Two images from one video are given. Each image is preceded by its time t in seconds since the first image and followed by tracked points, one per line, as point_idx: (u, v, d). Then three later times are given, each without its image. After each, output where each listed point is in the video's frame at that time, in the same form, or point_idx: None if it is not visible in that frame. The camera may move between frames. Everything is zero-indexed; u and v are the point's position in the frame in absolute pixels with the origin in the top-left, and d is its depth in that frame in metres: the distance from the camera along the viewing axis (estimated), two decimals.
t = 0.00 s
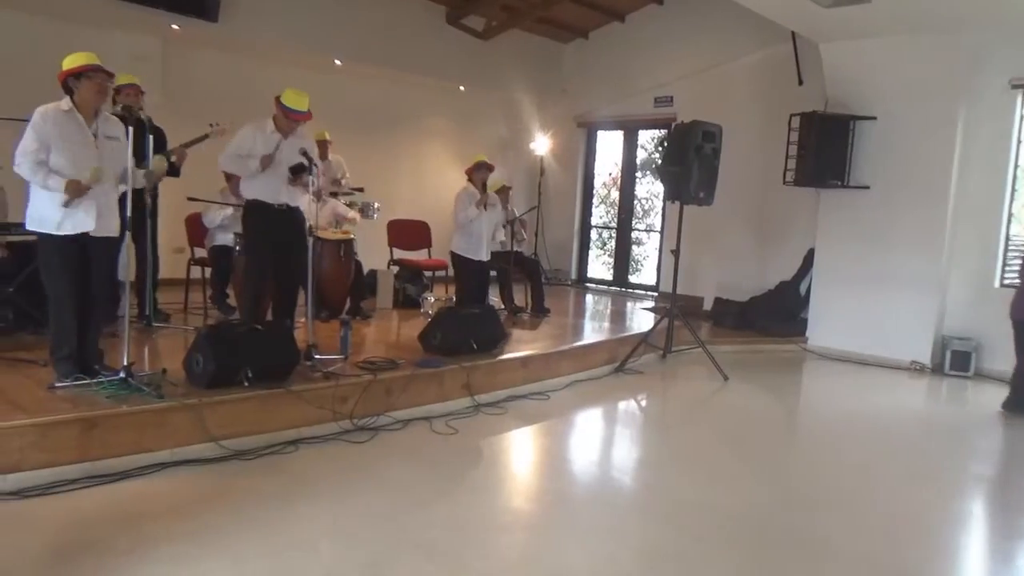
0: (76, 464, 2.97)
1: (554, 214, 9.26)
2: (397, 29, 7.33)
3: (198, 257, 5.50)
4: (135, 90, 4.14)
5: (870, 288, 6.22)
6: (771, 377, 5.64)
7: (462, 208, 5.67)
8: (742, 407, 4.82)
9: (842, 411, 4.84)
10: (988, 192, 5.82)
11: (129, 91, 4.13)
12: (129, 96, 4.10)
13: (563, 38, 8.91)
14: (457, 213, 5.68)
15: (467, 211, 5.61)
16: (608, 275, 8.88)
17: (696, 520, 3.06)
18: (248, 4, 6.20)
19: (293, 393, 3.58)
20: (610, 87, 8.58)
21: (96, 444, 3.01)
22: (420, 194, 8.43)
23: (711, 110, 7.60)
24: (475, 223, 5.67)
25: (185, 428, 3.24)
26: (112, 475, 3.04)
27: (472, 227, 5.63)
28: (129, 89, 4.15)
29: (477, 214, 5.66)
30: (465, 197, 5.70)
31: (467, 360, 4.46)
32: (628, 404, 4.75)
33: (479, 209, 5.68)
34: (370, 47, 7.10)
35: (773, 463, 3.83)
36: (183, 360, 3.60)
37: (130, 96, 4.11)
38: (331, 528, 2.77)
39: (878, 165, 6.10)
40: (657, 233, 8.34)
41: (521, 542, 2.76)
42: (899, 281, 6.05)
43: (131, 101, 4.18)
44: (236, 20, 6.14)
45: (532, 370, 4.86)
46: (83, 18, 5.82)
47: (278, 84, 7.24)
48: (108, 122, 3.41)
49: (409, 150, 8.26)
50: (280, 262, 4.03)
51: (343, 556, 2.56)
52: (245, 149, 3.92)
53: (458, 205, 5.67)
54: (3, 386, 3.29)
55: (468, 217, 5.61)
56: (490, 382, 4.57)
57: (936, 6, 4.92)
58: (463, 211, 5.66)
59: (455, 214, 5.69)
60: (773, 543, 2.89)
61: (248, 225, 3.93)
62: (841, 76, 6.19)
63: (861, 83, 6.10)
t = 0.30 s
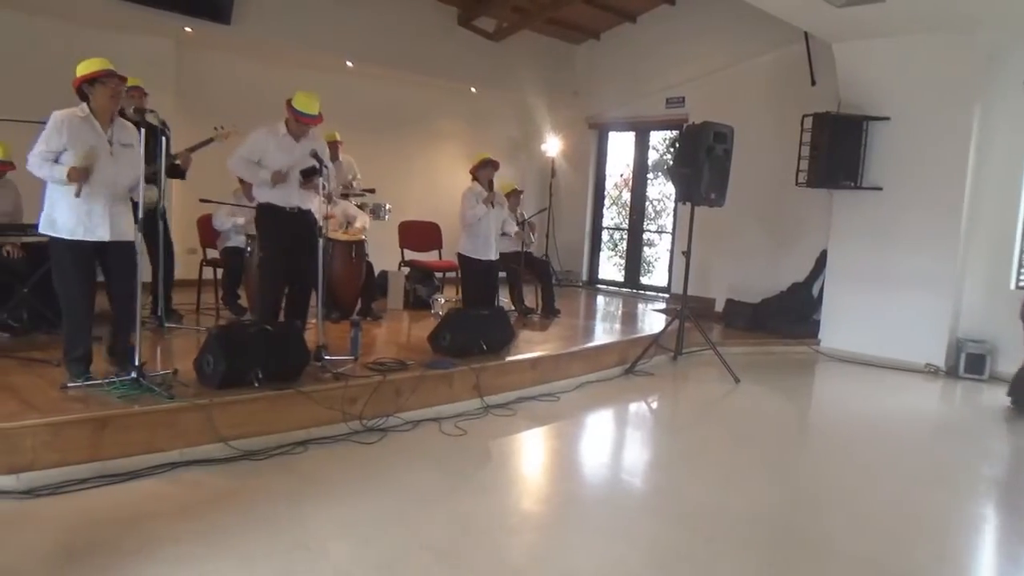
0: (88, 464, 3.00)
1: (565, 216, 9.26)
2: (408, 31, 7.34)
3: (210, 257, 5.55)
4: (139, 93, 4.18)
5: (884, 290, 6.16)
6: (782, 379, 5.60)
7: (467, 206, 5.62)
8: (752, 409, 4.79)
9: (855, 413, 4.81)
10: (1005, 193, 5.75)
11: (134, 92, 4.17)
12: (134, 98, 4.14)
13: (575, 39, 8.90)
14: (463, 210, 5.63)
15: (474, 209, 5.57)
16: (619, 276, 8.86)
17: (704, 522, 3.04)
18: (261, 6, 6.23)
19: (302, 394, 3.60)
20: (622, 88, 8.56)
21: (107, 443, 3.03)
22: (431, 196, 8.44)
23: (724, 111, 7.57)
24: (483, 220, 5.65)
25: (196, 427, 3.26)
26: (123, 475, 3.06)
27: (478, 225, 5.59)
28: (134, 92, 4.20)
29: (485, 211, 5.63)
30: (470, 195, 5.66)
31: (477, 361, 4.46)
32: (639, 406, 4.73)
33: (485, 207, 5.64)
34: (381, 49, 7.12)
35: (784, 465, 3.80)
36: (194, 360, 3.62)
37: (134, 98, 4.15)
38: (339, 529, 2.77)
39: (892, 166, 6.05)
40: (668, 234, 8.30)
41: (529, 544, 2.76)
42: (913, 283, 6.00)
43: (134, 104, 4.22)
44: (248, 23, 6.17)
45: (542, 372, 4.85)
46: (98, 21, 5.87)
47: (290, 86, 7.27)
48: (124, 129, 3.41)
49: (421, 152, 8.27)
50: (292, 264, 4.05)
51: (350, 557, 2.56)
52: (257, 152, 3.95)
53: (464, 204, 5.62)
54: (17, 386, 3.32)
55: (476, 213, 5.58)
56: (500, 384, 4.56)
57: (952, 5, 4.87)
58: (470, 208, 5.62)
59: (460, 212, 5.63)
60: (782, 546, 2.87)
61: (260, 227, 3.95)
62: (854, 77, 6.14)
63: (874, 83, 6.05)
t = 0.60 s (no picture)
0: (98, 464, 3.02)
1: (577, 218, 9.25)
2: (419, 33, 7.36)
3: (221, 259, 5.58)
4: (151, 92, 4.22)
5: (897, 294, 6.11)
6: (794, 383, 5.56)
7: (478, 211, 5.61)
8: (763, 413, 4.76)
9: (870, 419, 4.76)
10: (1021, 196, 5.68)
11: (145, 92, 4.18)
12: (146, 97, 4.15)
13: (587, 41, 8.89)
14: (473, 216, 5.63)
15: (485, 214, 5.56)
16: (630, 279, 8.83)
17: (713, 527, 3.02)
18: (273, 9, 6.26)
19: (312, 395, 3.61)
20: (634, 90, 8.53)
21: (117, 443, 3.05)
22: (442, 198, 8.46)
23: (736, 113, 7.54)
24: (493, 226, 5.62)
25: (205, 428, 3.28)
26: (133, 474, 3.08)
27: (489, 230, 5.58)
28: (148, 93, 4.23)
29: (495, 218, 5.61)
30: (481, 200, 5.65)
31: (486, 364, 4.46)
32: (650, 409, 4.71)
33: (496, 212, 5.63)
34: (393, 52, 7.14)
35: (795, 469, 3.76)
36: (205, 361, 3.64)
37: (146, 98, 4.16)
38: (345, 530, 2.77)
39: (906, 168, 5.99)
40: (680, 236, 8.26)
41: (538, 547, 2.74)
42: (928, 286, 5.94)
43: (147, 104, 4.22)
44: (260, 26, 6.21)
45: (552, 374, 4.84)
46: (112, 24, 5.93)
47: (302, 89, 7.31)
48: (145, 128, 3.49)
49: (432, 154, 8.29)
50: (301, 266, 4.06)
51: (356, 558, 2.56)
52: (262, 154, 3.95)
53: (475, 208, 5.61)
54: (30, 386, 3.35)
55: (486, 220, 5.56)
56: (509, 386, 4.55)
57: (966, 6, 4.82)
58: (480, 214, 5.60)
59: (471, 216, 5.62)
60: (791, 552, 2.84)
61: (265, 228, 3.95)
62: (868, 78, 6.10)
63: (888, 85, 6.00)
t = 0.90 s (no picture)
0: (107, 462, 3.03)
1: (589, 220, 9.22)
2: (432, 36, 7.37)
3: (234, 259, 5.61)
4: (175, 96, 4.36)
5: (912, 299, 6.05)
6: (807, 388, 5.51)
7: (491, 212, 5.60)
8: (775, 418, 4.72)
9: (883, 425, 4.71)
10: None
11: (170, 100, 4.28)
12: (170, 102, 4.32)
13: (600, 43, 8.87)
14: (485, 217, 5.61)
15: (497, 216, 5.55)
16: (642, 282, 8.80)
17: (723, 532, 2.99)
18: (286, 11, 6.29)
19: (321, 395, 3.61)
20: (647, 93, 8.51)
21: (127, 442, 3.06)
22: (454, 200, 8.46)
23: (749, 115, 7.49)
24: (506, 228, 5.62)
25: (214, 428, 3.29)
26: (142, 473, 3.10)
27: (502, 233, 5.57)
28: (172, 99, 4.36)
29: (508, 220, 5.60)
30: (494, 201, 5.64)
31: (496, 366, 4.45)
32: (660, 413, 4.68)
33: (509, 214, 5.62)
34: (406, 54, 7.16)
35: (806, 476, 3.72)
36: (215, 361, 3.66)
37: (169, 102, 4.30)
38: (352, 531, 2.77)
39: (921, 172, 5.93)
40: (693, 239, 8.21)
41: (545, 551, 2.72)
42: (943, 291, 5.87)
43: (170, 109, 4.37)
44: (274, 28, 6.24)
45: (562, 377, 4.82)
46: (127, 26, 5.98)
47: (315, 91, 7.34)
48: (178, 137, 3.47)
49: (444, 156, 8.30)
50: (311, 266, 4.07)
51: (362, 560, 2.55)
52: (271, 155, 3.95)
53: (488, 210, 5.60)
54: (43, 384, 3.38)
55: (499, 222, 5.55)
56: (519, 388, 4.54)
57: (983, 8, 4.77)
58: (493, 215, 5.59)
59: (484, 218, 5.62)
60: (802, 559, 2.80)
61: (276, 228, 3.97)
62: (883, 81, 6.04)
63: (903, 88, 5.95)
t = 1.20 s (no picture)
0: (114, 463, 3.04)
1: (597, 225, 9.21)
2: (442, 39, 7.40)
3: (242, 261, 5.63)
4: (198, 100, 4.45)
5: (922, 305, 6.01)
6: (814, 394, 5.48)
7: (508, 217, 5.61)
8: (780, 424, 4.69)
9: (891, 432, 4.68)
10: None
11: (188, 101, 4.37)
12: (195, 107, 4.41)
13: (609, 47, 8.87)
14: (503, 223, 5.61)
15: (516, 221, 5.55)
16: (650, 286, 8.78)
17: (727, 540, 2.97)
18: (297, 14, 6.32)
19: (327, 397, 3.61)
20: (656, 97, 8.49)
21: (134, 442, 3.07)
22: (462, 203, 8.46)
23: (758, 120, 7.48)
24: (524, 233, 5.62)
25: (220, 429, 3.29)
26: (149, 474, 3.10)
27: (520, 236, 5.57)
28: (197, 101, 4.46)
29: (525, 225, 5.60)
30: (513, 206, 5.64)
31: (502, 369, 4.44)
32: (667, 418, 4.66)
33: (528, 219, 5.63)
34: (414, 57, 7.17)
35: (814, 483, 3.69)
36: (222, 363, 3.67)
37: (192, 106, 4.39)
38: (356, 534, 2.76)
39: (931, 179, 5.90)
40: (700, 244, 8.18)
41: (551, 556, 2.71)
42: (953, 298, 5.83)
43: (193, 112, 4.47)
44: (284, 30, 6.26)
45: (568, 381, 4.81)
46: (138, 27, 6.02)
47: (325, 93, 7.36)
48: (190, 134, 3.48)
49: (452, 159, 8.31)
50: (319, 269, 4.08)
51: (366, 563, 2.54)
52: (284, 158, 3.96)
53: (506, 214, 5.60)
54: (50, 384, 3.39)
55: (516, 227, 5.55)
56: (525, 392, 4.53)
57: (995, 13, 4.74)
58: (511, 220, 5.59)
59: (501, 222, 5.61)
60: (808, 567, 2.77)
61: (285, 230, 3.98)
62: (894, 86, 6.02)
63: (914, 94, 5.92)
